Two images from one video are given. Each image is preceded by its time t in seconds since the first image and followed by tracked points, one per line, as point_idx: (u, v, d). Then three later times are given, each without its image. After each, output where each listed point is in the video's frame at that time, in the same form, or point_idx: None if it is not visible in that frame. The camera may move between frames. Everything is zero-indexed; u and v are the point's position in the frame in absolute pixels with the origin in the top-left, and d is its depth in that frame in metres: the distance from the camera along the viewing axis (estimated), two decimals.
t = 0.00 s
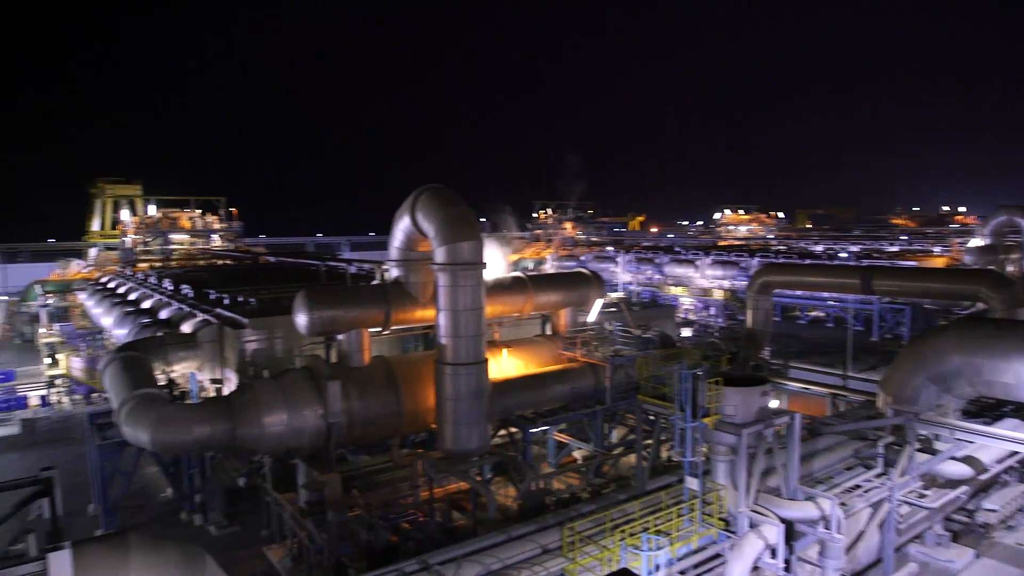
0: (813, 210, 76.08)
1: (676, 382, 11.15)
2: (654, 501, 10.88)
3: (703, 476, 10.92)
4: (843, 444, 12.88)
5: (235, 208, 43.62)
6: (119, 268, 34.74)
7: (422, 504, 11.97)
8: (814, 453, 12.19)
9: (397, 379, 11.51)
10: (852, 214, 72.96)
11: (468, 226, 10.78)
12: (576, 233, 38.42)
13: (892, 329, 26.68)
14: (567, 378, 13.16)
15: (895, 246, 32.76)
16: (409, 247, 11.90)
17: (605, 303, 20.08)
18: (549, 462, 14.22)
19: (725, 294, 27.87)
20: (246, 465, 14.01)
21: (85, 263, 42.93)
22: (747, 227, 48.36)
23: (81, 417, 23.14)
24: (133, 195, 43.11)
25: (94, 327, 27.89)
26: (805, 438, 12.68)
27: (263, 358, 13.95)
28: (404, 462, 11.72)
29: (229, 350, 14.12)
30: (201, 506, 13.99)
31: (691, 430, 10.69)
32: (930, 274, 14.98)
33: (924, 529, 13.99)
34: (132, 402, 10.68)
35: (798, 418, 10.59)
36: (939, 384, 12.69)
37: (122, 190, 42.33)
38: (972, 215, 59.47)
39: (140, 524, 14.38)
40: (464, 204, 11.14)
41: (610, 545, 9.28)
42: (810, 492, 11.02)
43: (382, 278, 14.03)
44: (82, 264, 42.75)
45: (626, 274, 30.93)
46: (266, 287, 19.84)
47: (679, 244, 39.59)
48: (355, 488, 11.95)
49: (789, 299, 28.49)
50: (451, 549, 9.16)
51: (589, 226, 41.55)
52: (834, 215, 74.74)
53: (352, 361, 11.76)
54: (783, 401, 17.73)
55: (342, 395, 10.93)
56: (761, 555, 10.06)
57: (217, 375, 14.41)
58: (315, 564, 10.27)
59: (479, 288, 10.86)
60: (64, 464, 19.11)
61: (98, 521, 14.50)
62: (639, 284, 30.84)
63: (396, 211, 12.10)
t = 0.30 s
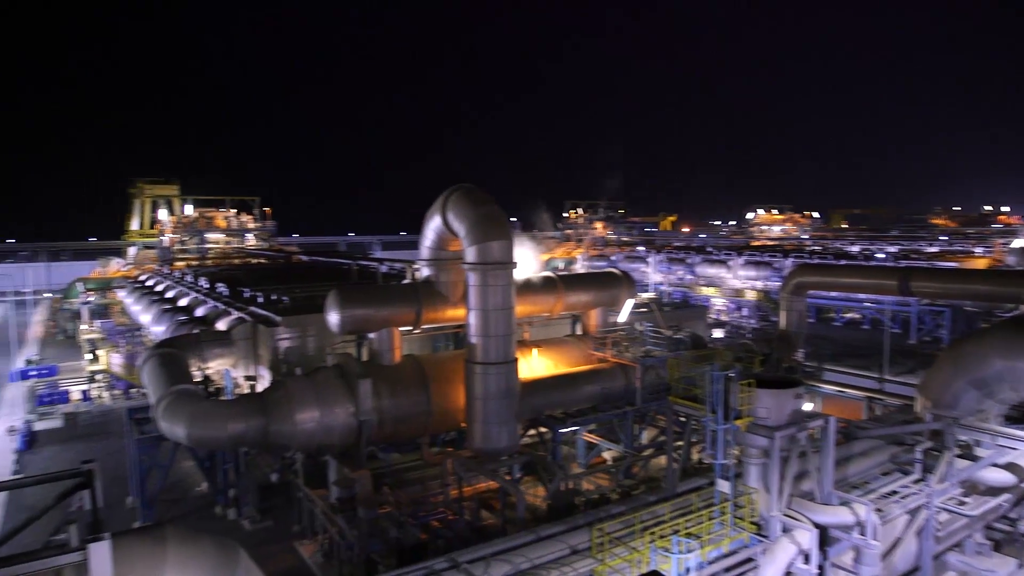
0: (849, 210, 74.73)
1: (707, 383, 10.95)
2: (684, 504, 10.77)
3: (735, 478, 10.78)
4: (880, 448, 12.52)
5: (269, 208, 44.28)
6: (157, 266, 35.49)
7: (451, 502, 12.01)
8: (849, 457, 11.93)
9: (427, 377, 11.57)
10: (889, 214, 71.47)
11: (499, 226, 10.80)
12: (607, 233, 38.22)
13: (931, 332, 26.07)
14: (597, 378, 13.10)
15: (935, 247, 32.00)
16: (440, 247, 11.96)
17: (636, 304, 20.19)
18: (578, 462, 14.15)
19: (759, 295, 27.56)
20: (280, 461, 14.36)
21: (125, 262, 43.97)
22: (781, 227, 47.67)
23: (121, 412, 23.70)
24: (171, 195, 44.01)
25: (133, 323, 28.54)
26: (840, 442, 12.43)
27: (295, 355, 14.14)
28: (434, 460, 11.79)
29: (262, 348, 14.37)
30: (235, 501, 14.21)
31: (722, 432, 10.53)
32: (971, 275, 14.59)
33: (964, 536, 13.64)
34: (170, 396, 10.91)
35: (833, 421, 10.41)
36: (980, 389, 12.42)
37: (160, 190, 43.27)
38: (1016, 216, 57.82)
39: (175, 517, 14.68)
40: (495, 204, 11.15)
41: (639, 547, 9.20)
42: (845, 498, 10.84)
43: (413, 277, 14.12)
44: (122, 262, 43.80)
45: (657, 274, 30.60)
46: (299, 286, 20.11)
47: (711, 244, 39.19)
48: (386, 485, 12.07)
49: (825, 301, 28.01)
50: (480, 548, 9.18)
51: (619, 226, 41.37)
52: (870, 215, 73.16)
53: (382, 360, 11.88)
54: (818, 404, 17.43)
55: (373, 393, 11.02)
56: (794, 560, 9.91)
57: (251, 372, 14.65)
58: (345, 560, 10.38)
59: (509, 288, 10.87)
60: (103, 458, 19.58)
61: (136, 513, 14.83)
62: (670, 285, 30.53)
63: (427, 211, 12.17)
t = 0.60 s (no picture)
0: (891, 210, 73.04)
1: (742, 384, 10.81)
2: (719, 507, 10.63)
3: (771, 482, 10.60)
4: (922, 454, 12.26)
5: (306, 208, 44.93)
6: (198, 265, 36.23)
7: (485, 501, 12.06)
8: (890, 463, 11.64)
9: (461, 376, 11.60)
10: (934, 215, 69.63)
11: (533, 226, 10.80)
12: (642, 232, 37.88)
13: (977, 335, 25.32)
14: (631, 378, 13.00)
15: (982, 248, 31.09)
16: (475, 246, 12.00)
17: (672, 304, 20.19)
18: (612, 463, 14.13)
19: (797, 296, 27.37)
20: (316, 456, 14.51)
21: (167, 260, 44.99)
22: (820, 227, 46.80)
23: (162, 407, 24.26)
24: (211, 195, 44.95)
25: (175, 320, 29.18)
26: (881, 446, 12.14)
27: (331, 352, 14.32)
28: (467, 458, 11.84)
29: (299, 345, 14.63)
30: (272, 495, 14.44)
31: (759, 435, 10.37)
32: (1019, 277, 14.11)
33: (1011, 546, 13.26)
34: (209, 392, 11.14)
35: (874, 425, 10.17)
36: None
37: (201, 190, 44.18)
38: None
39: (215, 510, 14.99)
40: (530, 204, 11.15)
41: (673, 550, 9.11)
42: (885, 504, 10.67)
43: (447, 276, 14.21)
44: (164, 260, 44.82)
45: (692, 274, 30.26)
46: (335, 284, 20.37)
47: (748, 245, 38.62)
48: (420, 483, 12.15)
49: (866, 302, 27.42)
50: (512, 547, 9.19)
51: (655, 226, 40.98)
52: (913, 215, 71.38)
53: (417, 358, 12.05)
54: (857, 408, 17.06)
55: (407, 391, 11.10)
56: (831, 567, 9.80)
57: (288, 368, 14.89)
58: (379, 556, 10.50)
59: (543, 288, 10.85)
60: (145, 451, 20.06)
61: (177, 506, 15.17)
62: (706, 285, 30.20)
63: (462, 211, 12.23)
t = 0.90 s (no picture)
0: (935, 210, 71.25)
1: (779, 387, 10.62)
2: (755, 511, 10.47)
3: (809, 487, 10.43)
4: (967, 460, 11.93)
5: (342, 207, 45.51)
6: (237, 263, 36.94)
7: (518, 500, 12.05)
8: (933, 469, 11.35)
9: (495, 375, 11.62)
10: (980, 215, 67.74)
11: (568, 225, 10.77)
12: (677, 232, 37.53)
13: None
14: (665, 379, 12.88)
15: None
16: (509, 245, 12.01)
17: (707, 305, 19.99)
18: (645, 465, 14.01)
19: (836, 298, 26.97)
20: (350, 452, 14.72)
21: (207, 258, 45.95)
22: (860, 227, 45.86)
23: (202, 401, 24.79)
24: (250, 195, 45.80)
25: (215, 317, 29.82)
26: (923, 452, 11.85)
27: (366, 350, 14.49)
28: (500, 457, 11.84)
29: (335, 343, 14.80)
30: (307, 491, 14.66)
31: (796, 439, 10.21)
32: None
33: None
34: (247, 388, 11.35)
35: (916, 430, 9.94)
36: None
37: (240, 189, 45.04)
38: None
39: (251, 504, 15.25)
40: (564, 203, 11.13)
41: (707, 553, 9.01)
42: (927, 511, 10.47)
43: (481, 275, 14.25)
44: (204, 258, 45.80)
45: (728, 275, 29.88)
46: (371, 283, 20.59)
47: (785, 245, 38.02)
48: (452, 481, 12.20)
49: (908, 304, 26.80)
50: (545, 547, 9.18)
51: (690, 226, 40.60)
52: (958, 215, 69.53)
53: (450, 357, 11.96)
54: (898, 412, 16.66)
55: (441, 389, 11.16)
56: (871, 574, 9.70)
57: (323, 365, 15.09)
58: (412, 553, 10.59)
59: (577, 287, 10.82)
60: (185, 445, 20.53)
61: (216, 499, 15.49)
62: (742, 286, 29.83)
63: (497, 210, 12.25)
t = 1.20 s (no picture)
0: (975, 210, 69.55)
1: (812, 390, 10.35)
2: (786, 514, 10.29)
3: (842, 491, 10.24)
4: (1007, 467, 11.61)
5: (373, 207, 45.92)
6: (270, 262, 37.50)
7: (546, 500, 11.97)
8: (971, 475, 11.07)
9: (524, 375, 11.62)
10: (1022, 215, 65.92)
11: (597, 224, 10.73)
12: (708, 232, 37.17)
13: None
14: (695, 380, 12.76)
15: None
16: (538, 245, 12.00)
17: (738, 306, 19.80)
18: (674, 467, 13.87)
19: (871, 298, 26.31)
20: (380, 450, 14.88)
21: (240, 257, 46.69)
22: (897, 227, 44.98)
23: (235, 398, 25.19)
24: (282, 195, 46.48)
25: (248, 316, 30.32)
26: (962, 458, 11.57)
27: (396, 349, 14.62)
28: (528, 456, 11.82)
29: (366, 342, 14.91)
30: (337, 487, 14.82)
31: (829, 442, 9.94)
32: None
33: None
34: (279, 385, 11.50)
35: (954, 435, 9.73)
36: None
37: (273, 189, 45.71)
38: None
39: (282, 500, 15.45)
40: (594, 203, 11.09)
41: (737, 557, 8.93)
42: (966, 519, 10.27)
43: (510, 275, 14.27)
44: (238, 257, 46.54)
45: (760, 275, 29.53)
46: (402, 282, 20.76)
47: (819, 245, 37.44)
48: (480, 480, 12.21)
49: (946, 306, 26.21)
50: (572, 548, 9.15)
51: (721, 226, 40.20)
52: (999, 214, 67.73)
53: (479, 355, 12.12)
54: (935, 417, 16.27)
55: (469, 388, 11.19)
56: None
57: (353, 364, 15.22)
58: (440, 551, 10.64)
59: (607, 287, 10.76)
60: (219, 440, 20.88)
61: (248, 494, 15.73)
62: (774, 287, 29.45)
63: (526, 210, 12.25)
